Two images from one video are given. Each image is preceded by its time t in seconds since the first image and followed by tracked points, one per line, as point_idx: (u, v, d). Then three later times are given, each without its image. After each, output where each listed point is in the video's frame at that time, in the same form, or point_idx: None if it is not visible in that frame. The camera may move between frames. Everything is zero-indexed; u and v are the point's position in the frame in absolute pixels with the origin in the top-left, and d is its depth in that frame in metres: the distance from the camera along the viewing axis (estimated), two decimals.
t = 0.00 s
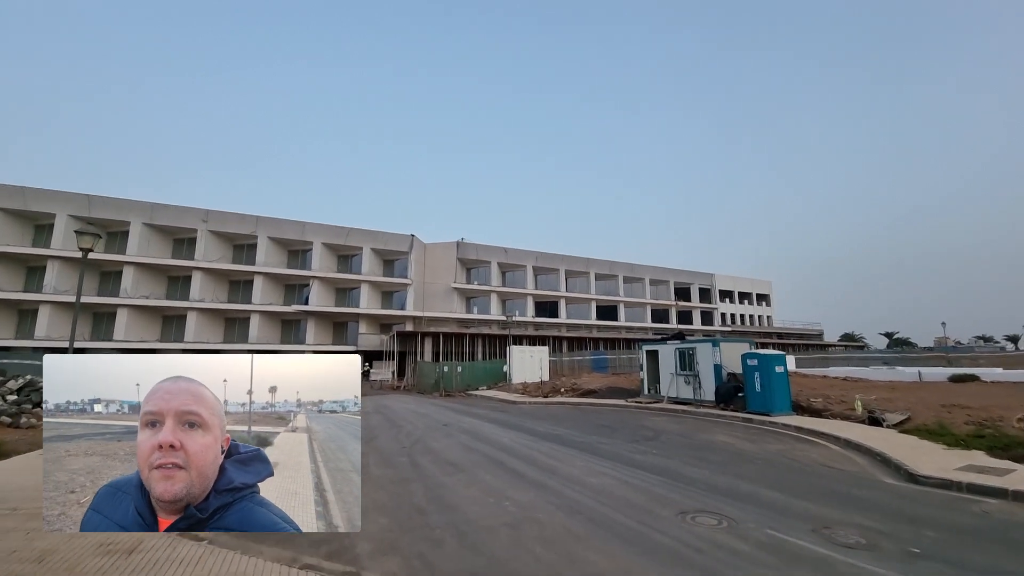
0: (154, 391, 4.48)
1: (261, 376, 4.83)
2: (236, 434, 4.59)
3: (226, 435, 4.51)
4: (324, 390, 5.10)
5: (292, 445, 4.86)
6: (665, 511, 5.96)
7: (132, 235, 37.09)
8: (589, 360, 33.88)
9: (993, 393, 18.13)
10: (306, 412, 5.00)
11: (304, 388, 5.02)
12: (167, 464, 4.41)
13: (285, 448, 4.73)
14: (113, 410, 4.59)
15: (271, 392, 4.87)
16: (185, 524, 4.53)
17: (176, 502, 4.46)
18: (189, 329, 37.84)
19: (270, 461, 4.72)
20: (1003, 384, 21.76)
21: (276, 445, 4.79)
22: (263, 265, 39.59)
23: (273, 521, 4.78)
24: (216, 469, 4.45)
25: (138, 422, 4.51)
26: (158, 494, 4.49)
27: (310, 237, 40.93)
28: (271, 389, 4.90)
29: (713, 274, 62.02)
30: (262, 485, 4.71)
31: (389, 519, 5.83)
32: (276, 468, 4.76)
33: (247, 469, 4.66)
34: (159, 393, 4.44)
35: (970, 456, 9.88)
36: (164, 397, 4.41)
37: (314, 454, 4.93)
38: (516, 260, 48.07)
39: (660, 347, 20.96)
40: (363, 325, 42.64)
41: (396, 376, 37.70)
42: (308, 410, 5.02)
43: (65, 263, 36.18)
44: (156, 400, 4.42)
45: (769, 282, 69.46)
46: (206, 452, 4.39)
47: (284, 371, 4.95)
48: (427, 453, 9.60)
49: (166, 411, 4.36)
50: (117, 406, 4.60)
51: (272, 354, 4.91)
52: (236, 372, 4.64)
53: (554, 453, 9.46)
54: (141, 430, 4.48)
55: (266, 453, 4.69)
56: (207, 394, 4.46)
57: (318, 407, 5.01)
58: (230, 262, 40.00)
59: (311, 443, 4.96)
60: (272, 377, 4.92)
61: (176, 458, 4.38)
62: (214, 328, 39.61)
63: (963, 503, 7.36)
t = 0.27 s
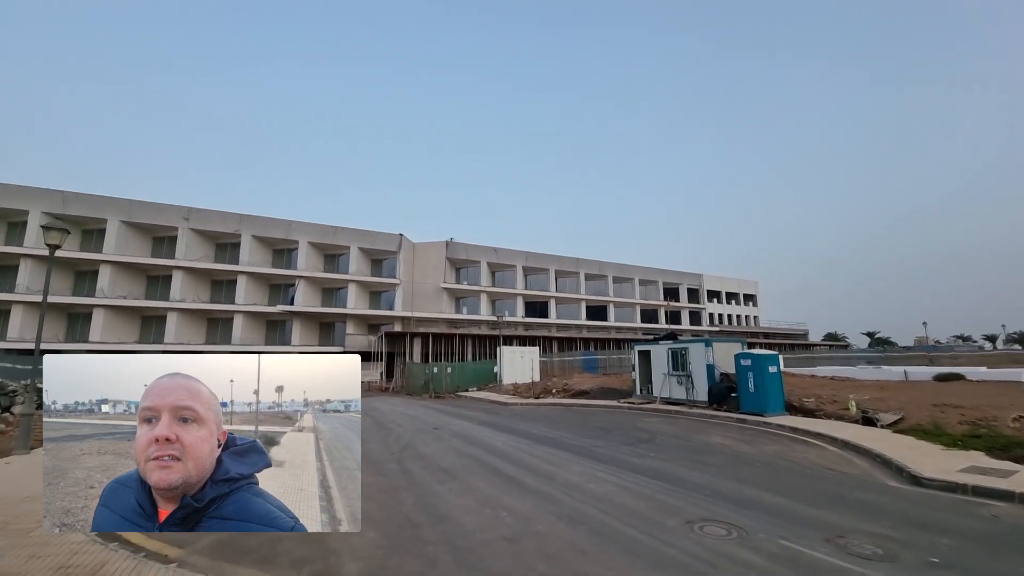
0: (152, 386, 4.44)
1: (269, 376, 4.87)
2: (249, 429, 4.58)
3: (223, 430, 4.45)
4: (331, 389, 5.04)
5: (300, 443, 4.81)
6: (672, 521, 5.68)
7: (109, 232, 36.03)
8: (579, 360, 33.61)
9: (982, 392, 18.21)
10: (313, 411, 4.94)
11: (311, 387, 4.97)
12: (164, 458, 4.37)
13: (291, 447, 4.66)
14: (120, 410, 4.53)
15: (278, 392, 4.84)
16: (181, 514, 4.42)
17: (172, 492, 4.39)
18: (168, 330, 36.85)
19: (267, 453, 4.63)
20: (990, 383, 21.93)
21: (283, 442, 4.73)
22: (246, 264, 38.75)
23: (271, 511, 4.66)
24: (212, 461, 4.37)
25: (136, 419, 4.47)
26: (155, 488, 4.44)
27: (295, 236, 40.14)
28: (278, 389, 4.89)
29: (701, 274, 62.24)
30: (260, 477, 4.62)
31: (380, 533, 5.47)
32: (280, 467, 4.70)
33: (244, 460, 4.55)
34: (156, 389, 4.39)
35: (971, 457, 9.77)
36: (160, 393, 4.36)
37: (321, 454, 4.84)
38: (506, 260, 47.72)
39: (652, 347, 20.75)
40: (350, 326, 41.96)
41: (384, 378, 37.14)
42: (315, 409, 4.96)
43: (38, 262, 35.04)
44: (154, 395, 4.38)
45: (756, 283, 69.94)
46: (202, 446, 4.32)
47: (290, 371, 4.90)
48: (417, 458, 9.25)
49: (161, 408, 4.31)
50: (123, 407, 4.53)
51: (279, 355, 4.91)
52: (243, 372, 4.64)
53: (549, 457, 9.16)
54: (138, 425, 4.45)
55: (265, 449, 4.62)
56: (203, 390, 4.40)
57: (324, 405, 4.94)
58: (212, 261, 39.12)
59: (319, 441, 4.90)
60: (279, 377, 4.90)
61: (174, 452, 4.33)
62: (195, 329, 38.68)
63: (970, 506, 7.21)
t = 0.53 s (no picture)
0: (152, 396, 4.29)
1: (276, 377, 4.67)
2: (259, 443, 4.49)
3: (226, 440, 4.34)
4: (339, 389, 4.84)
5: (308, 446, 4.66)
6: (680, 521, 5.45)
7: (87, 220, 35.03)
8: (570, 357, 33.39)
9: (971, 391, 18.33)
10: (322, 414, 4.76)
11: (320, 388, 4.76)
12: (165, 470, 4.25)
13: (298, 450, 4.52)
14: (129, 413, 4.33)
15: (285, 393, 4.65)
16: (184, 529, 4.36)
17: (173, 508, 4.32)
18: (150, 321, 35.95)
19: (273, 464, 4.52)
20: (977, 382, 22.13)
21: (291, 448, 4.59)
22: (232, 255, 37.98)
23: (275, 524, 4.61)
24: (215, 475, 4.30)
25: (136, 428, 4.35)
26: (156, 499, 4.34)
27: (282, 227, 39.42)
28: (285, 391, 4.68)
29: (691, 272, 62.49)
30: (265, 488, 4.54)
31: (372, 536, 5.16)
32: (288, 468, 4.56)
33: (250, 472, 4.47)
34: (155, 400, 4.25)
35: (968, 456, 9.71)
36: (160, 405, 4.22)
37: (329, 458, 4.69)
38: (497, 255, 47.42)
39: (645, 344, 20.63)
40: (338, 320, 41.36)
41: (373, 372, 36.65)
42: (322, 412, 4.76)
43: (13, 250, 33.96)
44: (154, 406, 4.24)
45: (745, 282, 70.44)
46: (203, 458, 4.21)
47: (298, 372, 4.70)
48: (410, 455, 8.95)
49: (162, 419, 4.19)
50: (132, 409, 4.32)
51: (287, 355, 4.68)
52: (250, 376, 4.49)
53: (546, 455, 8.93)
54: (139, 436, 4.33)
55: (272, 458, 4.47)
56: (204, 399, 4.26)
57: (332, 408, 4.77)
58: (196, 252, 38.32)
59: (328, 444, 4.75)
60: (287, 378, 4.69)
61: (174, 464, 4.20)
62: (178, 321, 37.82)
63: (973, 506, 7.11)
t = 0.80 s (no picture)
0: (159, 386, 4.26)
1: (280, 377, 4.68)
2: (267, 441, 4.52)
3: (233, 433, 4.33)
4: (342, 389, 4.82)
5: (313, 445, 4.66)
6: (695, 533, 5.20)
7: (69, 220, 34.15)
8: (564, 358, 33.19)
9: (967, 391, 18.29)
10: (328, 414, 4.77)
11: (326, 387, 4.79)
12: (167, 462, 4.17)
13: (305, 449, 4.54)
14: (133, 412, 4.30)
15: (291, 392, 4.67)
16: (190, 521, 4.30)
17: (178, 500, 4.24)
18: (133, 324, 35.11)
19: (278, 459, 4.52)
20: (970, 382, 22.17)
21: (297, 447, 4.60)
22: (219, 255, 37.27)
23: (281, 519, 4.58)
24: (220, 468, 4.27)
25: (141, 419, 4.29)
26: (161, 491, 4.25)
27: (271, 228, 38.77)
28: (290, 390, 4.71)
29: (683, 273, 62.62)
30: (270, 485, 4.53)
31: (371, 554, 4.82)
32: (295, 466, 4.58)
33: (255, 467, 4.45)
34: (161, 391, 4.22)
35: (976, 459, 9.56)
36: (166, 395, 4.19)
37: (336, 457, 4.68)
38: (490, 256, 47.12)
39: (641, 345, 20.42)
40: (329, 322, 40.77)
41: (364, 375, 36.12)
42: (329, 411, 4.77)
43: None
44: (160, 396, 4.22)
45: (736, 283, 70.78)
46: (208, 450, 4.18)
47: (304, 371, 4.74)
48: (406, 461, 8.62)
49: (169, 409, 4.14)
50: (137, 408, 4.30)
51: (294, 354, 4.72)
52: (257, 374, 4.51)
53: (548, 461, 8.65)
54: (143, 426, 4.27)
55: (278, 455, 4.49)
56: (212, 390, 4.27)
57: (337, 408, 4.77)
58: (182, 252, 37.58)
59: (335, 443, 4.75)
60: (293, 378, 4.72)
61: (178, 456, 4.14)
62: (163, 323, 36.99)
63: (989, 511, 6.93)
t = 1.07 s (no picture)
0: (167, 399, 4.31)
1: (285, 377, 4.74)
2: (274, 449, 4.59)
3: (240, 447, 4.40)
4: (345, 389, 4.92)
5: (319, 445, 4.74)
6: (711, 542, 4.93)
7: (54, 216, 33.44)
8: (560, 358, 33.06)
9: (964, 392, 18.24)
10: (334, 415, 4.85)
11: (331, 388, 4.87)
12: (178, 475, 4.24)
13: (310, 448, 4.63)
14: (140, 411, 4.40)
15: (296, 392, 4.75)
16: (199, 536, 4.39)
17: (186, 514, 4.32)
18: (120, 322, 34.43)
19: (289, 472, 4.63)
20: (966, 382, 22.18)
21: (303, 447, 4.68)
22: (209, 253, 36.67)
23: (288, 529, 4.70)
24: (229, 479, 4.35)
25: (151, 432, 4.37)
26: (169, 506, 4.32)
27: (263, 225, 38.18)
28: (294, 390, 4.78)
29: (676, 273, 62.63)
30: (281, 498, 4.62)
31: (369, 566, 4.50)
32: (301, 465, 4.69)
33: (266, 480, 4.58)
34: (168, 404, 4.26)
35: (984, 459, 9.41)
36: (174, 408, 4.24)
37: (341, 456, 4.77)
38: (485, 255, 46.80)
39: (639, 345, 20.20)
40: (321, 321, 40.26)
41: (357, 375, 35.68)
42: (334, 411, 4.85)
43: None
44: (168, 409, 4.25)
45: (729, 283, 71.00)
46: (217, 462, 4.23)
47: (308, 372, 4.81)
48: (402, 464, 8.32)
49: (177, 423, 4.22)
50: (142, 408, 4.40)
51: (299, 354, 4.80)
52: (263, 375, 4.58)
53: (550, 463, 8.40)
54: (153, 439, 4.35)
55: (285, 458, 4.56)
56: (218, 403, 4.31)
57: (342, 408, 4.87)
58: (171, 250, 36.92)
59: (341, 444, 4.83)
60: (298, 378, 4.79)
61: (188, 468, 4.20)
62: (151, 322, 36.33)
63: (1005, 514, 6.74)
